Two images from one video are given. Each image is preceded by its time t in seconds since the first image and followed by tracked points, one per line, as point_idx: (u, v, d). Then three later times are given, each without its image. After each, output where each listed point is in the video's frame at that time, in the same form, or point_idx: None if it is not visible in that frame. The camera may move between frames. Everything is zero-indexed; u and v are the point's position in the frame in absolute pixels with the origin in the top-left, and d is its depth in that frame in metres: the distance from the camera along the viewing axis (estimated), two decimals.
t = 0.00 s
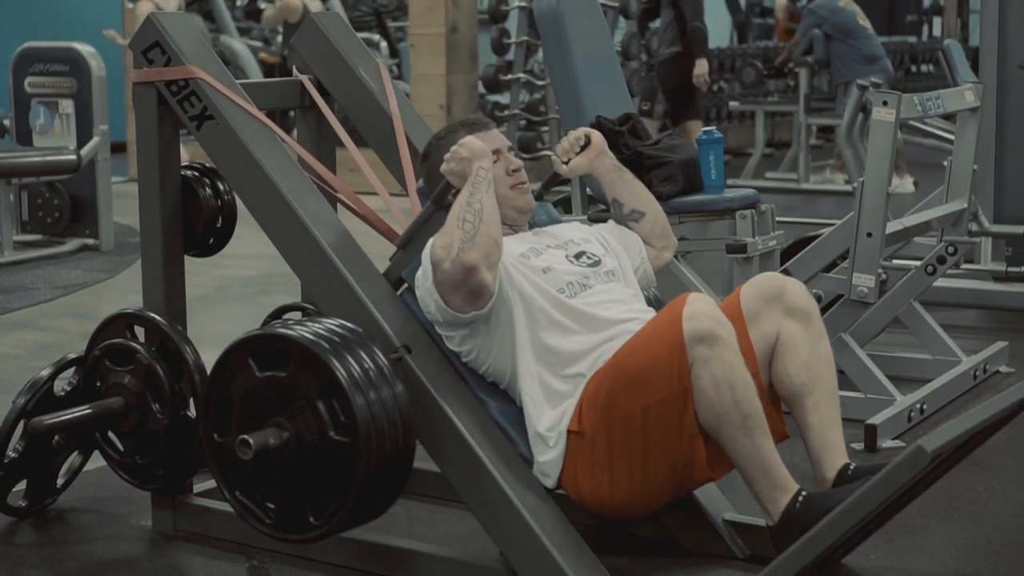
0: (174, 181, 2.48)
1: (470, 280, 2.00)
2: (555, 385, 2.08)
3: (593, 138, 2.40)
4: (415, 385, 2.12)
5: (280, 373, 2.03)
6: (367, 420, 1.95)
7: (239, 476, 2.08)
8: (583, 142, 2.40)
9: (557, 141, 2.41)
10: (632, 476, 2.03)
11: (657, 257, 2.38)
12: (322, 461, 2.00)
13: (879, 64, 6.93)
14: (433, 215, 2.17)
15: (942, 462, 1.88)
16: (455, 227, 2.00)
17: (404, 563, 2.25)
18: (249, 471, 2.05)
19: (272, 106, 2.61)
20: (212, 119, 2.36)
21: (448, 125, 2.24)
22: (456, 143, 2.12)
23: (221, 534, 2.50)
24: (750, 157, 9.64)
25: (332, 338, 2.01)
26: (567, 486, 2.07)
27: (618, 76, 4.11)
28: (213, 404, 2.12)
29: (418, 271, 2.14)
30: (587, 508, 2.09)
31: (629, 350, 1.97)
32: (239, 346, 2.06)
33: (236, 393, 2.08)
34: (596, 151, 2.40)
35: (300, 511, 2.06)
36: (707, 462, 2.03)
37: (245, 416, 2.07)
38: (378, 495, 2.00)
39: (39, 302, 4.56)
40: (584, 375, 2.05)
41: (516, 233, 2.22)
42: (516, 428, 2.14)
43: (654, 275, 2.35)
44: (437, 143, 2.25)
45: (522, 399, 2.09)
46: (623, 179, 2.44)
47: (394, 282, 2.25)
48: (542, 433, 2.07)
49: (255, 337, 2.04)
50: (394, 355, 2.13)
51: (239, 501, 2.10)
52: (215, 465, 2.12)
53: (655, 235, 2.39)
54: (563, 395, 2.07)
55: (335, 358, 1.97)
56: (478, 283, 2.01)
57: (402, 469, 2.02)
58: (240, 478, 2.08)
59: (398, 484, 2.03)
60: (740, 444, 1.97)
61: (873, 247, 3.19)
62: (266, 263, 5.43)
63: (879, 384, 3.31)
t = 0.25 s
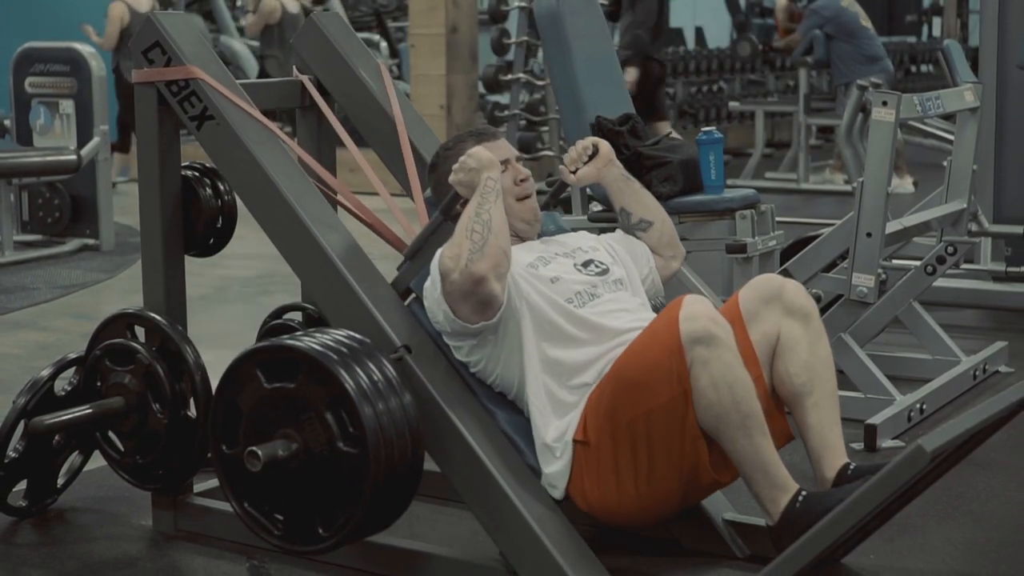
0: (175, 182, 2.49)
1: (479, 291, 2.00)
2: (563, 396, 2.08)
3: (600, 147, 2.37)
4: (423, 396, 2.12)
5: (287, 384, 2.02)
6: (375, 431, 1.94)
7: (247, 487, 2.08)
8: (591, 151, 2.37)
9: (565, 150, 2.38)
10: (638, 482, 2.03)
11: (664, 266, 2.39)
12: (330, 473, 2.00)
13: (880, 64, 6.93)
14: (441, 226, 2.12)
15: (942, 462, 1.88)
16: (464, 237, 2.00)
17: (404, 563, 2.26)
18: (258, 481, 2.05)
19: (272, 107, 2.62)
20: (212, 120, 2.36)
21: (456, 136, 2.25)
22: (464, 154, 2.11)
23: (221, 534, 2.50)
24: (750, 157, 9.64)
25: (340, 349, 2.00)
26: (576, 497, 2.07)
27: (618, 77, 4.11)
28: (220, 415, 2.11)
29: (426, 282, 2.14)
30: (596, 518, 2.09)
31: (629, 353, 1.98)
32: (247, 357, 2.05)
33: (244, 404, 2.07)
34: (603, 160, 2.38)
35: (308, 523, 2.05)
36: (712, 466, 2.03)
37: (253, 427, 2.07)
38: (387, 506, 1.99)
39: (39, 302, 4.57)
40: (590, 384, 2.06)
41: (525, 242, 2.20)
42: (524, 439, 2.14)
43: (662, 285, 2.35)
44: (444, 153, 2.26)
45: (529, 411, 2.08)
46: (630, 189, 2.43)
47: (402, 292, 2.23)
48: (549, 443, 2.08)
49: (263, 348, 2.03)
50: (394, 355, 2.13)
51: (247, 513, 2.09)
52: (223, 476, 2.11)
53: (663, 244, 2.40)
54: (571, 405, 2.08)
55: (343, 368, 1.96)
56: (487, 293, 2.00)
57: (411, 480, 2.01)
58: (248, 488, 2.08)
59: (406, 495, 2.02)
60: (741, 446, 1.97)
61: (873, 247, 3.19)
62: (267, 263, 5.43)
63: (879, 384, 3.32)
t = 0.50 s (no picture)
0: (175, 180, 2.49)
1: (482, 293, 2.01)
2: (565, 398, 2.08)
3: (602, 150, 2.36)
4: (425, 398, 2.12)
5: (290, 387, 2.02)
6: (378, 434, 1.94)
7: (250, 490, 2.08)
8: (593, 154, 2.35)
9: (567, 153, 2.35)
10: (640, 484, 2.03)
11: (666, 269, 2.38)
12: (332, 476, 2.00)
13: (880, 64, 6.93)
14: (444, 230, 2.17)
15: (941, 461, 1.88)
16: (467, 239, 2.00)
17: (404, 563, 2.26)
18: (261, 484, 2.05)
19: (272, 107, 2.62)
20: (213, 120, 2.36)
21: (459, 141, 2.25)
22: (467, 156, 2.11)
23: (222, 534, 2.50)
24: (750, 157, 9.64)
25: (342, 352, 2.00)
26: (578, 500, 2.07)
27: (618, 76, 4.11)
28: (223, 417, 2.12)
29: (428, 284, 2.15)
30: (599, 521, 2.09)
31: (631, 355, 1.98)
32: (249, 360, 2.05)
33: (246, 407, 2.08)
34: (604, 163, 2.37)
35: (311, 525, 2.05)
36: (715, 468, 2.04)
37: (255, 430, 2.07)
38: (389, 509, 2.00)
39: (39, 302, 4.57)
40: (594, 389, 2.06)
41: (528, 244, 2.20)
42: (526, 442, 2.15)
43: (664, 286, 2.35)
44: (448, 157, 2.27)
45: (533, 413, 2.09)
46: (631, 192, 2.43)
47: (404, 295, 2.26)
48: (553, 446, 2.07)
49: (266, 352, 2.03)
50: (395, 355, 2.13)
51: (250, 515, 2.09)
52: (226, 479, 2.11)
53: (666, 247, 2.39)
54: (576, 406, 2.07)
55: (346, 372, 1.96)
56: (490, 296, 2.02)
57: (413, 483, 2.01)
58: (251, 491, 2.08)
59: (408, 498, 2.02)
60: (741, 446, 1.97)
61: (873, 246, 3.19)
62: (267, 263, 5.43)
63: (878, 384, 3.32)
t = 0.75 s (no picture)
0: (175, 180, 2.49)
1: (482, 292, 2.00)
2: (564, 396, 2.09)
3: (601, 148, 2.38)
4: (424, 396, 2.12)
5: (289, 385, 2.02)
6: (376, 432, 1.94)
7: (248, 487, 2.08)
8: (591, 152, 2.38)
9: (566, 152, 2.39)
10: (639, 483, 2.04)
11: (665, 267, 2.38)
12: (330, 473, 2.00)
13: (880, 65, 6.94)
14: (441, 228, 2.15)
15: (941, 461, 1.89)
16: (466, 238, 2.00)
17: (404, 563, 2.26)
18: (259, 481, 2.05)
19: (272, 107, 2.63)
20: (214, 120, 2.36)
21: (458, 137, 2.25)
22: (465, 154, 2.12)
23: (223, 534, 2.50)
24: (750, 157, 9.65)
25: (341, 350, 2.00)
26: (577, 497, 2.08)
27: (618, 76, 4.12)
28: (222, 415, 2.12)
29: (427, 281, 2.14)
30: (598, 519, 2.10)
31: (630, 354, 1.99)
32: (248, 358, 2.05)
33: (245, 405, 2.07)
34: (603, 161, 2.38)
35: (309, 523, 2.05)
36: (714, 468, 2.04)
37: (254, 428, 2.07)
38: (388, 507, 2.00)
39: (40, 301, 4.57)
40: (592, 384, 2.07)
41: (525, 242, 2.21)
42: (525, 440, 2.15)
43: (662, 285, 2.34)
44: (447, 154, 2.26)
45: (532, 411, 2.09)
46: (630, 190, 2.42)
47: (403, 294, 2.25)
48: (552, 442, 2.08)
49: (265, 349, 2.03)
50: (394, 355, 2.14)
51: (249, 513, 2.09)
52: (225, 477, 2.11)
53: (665, 245, 2.39)
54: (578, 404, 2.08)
55: (344, 370, 1.96)
56: (490, 294, 2.01)
57: (412, 481, 2.01)
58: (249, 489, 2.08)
59: (407, 496, 2.02)
60: (741, 447, 1.97)
61: (873, 246, 3.19)
62: (267, 263, 5.44)
63: (878, 384, 3.32)
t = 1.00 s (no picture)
0: (175, 180, 2.49)
1: (471, 273, 2.01)
2: (554, 380, 2.09)
3: (588, 134, 2.40)
4: (414, 381, 2.12)
5: (277, 367, 2.03)
6: (363, 413, 1.94)
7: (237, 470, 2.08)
8: (579, 139, 2.40)
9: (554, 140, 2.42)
10: (629, 470, 2.04)
11: (654, 250, 2.39)
12: (318, 456, 2.00)
13: (879, 65, 6.94)
14: (429, 214, 2.18)
15: (940, 461, 1.89)
16: (455, 220, 2.01)
17: (403, 562, 2.27)
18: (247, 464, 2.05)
19: (272, 107, 2.63)
20: (214, 120, 2.37)
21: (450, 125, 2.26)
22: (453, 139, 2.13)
23: (224, 534, 2.51)
24: (750, 157, 9.65)
25: (329, 333, 2.01)
26: (565, 480, 2.09)
27: (618, 75, 4.12)
28: (211, 399, 2.12)
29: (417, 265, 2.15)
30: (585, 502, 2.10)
31: (629, 347, 1.99)
32: (236, 341, 2.06)
33: (233, 389, 2.08)
34: (591, 147, 2.39)
35: (298, 505, 2.05)
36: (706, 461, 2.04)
37: (243, 410, 2.07)
38: (376, 489, 2.00)
39: (40, 301, 4.57)
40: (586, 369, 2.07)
41: (513, 228, 2.22)
42: (514, 425, 2.16)
43: (652, 269, 2.36)
44: (436, 141, 2.27)
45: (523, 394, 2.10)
46: (619, 176, 2.43)
47: (391, 279, 2.27)
48: (541, 425, 2.08)
49: (253, 332, 2.04)
50: (394, 356, 2.13)
51: (238, 496, 2.10)
52: (214, 461, 2.12)
53: (652, 229, 2.40)
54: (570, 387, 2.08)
55: (332, 352, 1.97)
56: (479, 275, 2.01)
57: (399, 463, 2.01)
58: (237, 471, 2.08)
59: (394, 478, 2.02)
60: (741, 446, 1.98)
61: (872, 246, 3.20)
62: (267, 263, 5.44)
63: (877, 383, 3.32)
